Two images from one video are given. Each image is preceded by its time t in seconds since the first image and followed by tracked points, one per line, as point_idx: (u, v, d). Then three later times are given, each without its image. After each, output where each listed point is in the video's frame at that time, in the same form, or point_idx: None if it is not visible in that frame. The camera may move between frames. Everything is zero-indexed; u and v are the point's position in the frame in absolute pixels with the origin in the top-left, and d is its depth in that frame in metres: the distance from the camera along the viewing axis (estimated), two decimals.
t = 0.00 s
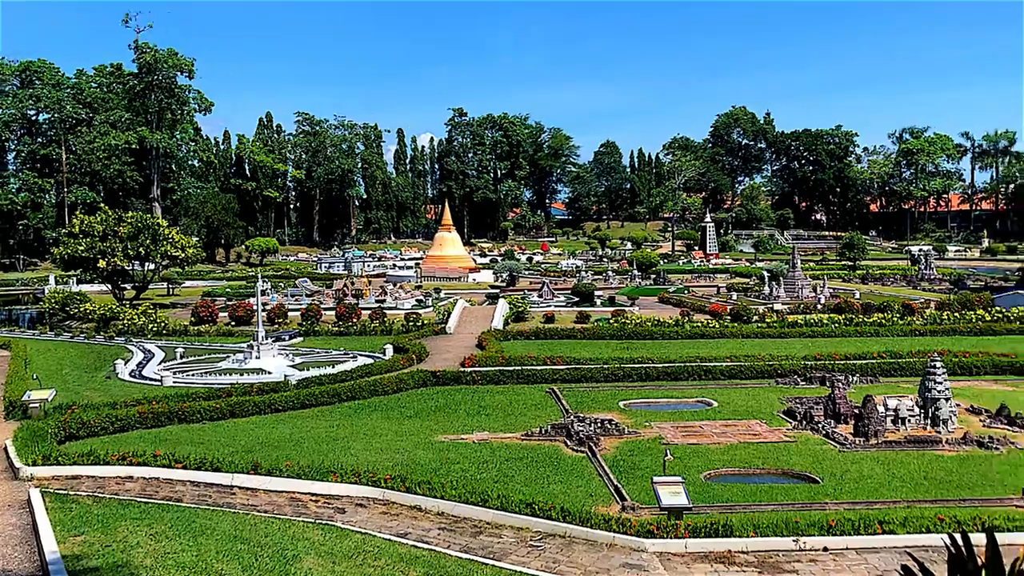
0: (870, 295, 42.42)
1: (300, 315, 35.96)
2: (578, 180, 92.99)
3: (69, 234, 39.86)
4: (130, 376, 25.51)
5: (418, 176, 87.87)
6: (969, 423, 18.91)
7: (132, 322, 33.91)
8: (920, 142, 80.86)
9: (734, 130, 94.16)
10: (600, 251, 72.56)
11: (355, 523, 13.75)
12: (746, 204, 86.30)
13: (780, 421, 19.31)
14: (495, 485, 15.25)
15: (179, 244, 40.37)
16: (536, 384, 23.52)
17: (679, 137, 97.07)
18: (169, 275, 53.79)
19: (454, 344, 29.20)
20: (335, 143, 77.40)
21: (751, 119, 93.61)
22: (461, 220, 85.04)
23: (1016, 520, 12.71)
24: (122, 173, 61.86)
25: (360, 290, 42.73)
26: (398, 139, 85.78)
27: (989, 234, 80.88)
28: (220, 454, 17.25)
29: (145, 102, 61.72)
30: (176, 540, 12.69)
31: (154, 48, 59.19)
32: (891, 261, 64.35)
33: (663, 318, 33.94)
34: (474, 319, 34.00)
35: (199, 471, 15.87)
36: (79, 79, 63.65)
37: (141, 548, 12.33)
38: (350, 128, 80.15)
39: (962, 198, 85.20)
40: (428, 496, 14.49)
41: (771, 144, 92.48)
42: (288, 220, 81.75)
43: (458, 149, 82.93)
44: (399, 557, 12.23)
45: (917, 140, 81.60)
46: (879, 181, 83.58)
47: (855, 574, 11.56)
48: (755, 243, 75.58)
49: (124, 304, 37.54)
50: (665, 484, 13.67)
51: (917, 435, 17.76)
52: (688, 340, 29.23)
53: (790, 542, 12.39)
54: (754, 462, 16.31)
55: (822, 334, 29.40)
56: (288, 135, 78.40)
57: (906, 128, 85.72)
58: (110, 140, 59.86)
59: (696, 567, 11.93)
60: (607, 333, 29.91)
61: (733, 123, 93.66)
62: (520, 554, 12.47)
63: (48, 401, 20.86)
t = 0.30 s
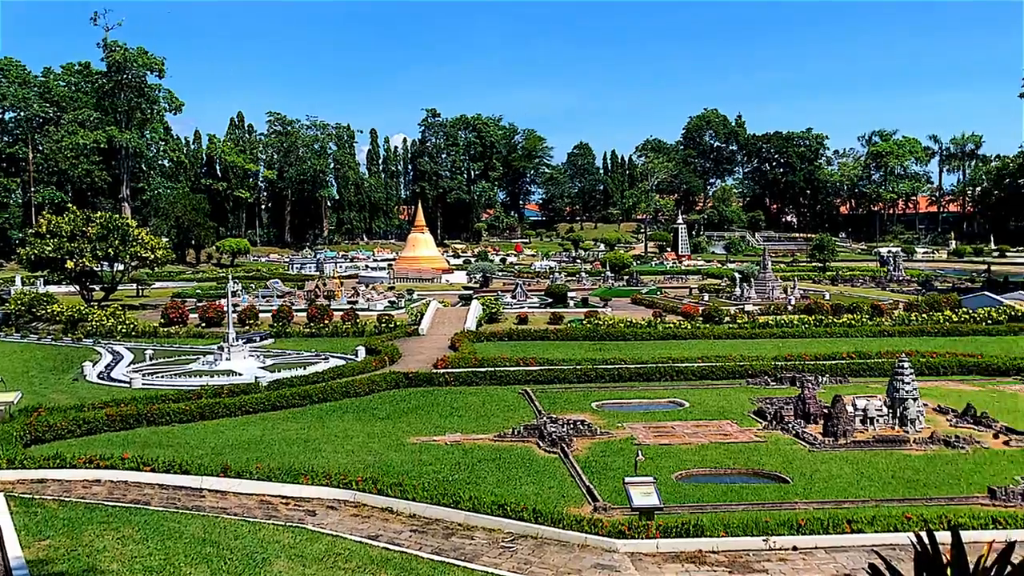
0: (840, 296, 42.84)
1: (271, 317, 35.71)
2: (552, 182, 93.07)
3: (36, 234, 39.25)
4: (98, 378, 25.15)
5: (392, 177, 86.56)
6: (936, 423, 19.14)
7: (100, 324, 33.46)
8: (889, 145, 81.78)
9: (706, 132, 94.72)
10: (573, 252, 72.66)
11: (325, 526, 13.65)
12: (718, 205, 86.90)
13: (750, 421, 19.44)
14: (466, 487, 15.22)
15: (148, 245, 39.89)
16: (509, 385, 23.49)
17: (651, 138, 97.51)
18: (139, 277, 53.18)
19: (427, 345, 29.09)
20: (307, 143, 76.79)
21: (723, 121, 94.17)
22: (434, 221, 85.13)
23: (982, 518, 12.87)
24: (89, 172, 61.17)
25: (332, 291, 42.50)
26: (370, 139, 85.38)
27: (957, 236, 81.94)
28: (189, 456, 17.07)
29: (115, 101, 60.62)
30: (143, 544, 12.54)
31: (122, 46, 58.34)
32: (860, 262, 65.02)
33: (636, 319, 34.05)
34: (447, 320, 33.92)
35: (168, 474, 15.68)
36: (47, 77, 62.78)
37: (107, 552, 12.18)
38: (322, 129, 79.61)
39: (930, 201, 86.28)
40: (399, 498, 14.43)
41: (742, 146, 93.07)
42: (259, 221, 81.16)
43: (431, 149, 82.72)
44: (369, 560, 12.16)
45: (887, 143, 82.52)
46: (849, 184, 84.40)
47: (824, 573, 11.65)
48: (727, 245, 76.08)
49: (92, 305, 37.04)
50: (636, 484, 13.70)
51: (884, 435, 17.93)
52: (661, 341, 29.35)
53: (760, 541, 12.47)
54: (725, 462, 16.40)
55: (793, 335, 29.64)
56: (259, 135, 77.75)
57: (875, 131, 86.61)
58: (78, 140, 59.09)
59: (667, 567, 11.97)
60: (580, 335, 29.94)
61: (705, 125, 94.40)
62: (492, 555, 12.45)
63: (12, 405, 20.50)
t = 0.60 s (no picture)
0: (810, 297, 43.24)
1: (242, 318, 35.44)
2: (526, 183, 93.24)
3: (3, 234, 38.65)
4: (66, 381, 24.85)
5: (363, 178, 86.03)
6: (904, 423, 19.33)
7: (68, 325, 33.01)
8: (859, 148, 82.69)
9: (678, 134, 95.25)
10: (547, 254, 72.72)
11: (296, 529, 13.56)
12: (690, 207, 87.48)
13: (722, 422, 19.57)
14: (439, 489, 15.16)
15: (118, 246, 39.45)
16: (482, 387, 23.46)
17: (624, 140, 97.89)
18: (108, 278, 52.54)
19: (399, 347, 29.00)
20: (278, 143, 76.19)
21: (695, 124, 94.76)
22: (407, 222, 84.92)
23: (949, 516, 13.01)
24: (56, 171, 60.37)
25: (304, 292, 42.26)
26: (343, 139, 84.94)
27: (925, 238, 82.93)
28: (158, 459, 16.88)
29: (83, 100, 60.17)
30: (111, 548, 12.39)
31: (91, 44, 57.71)
32: (830, 263, 65.67)
33: (608, 320, 34.16)
34: (420, 321, 33.84)
35: (137, 477, 15.50)
36: (13, 75, 61.71)
37: (73, 557, 12.01)
38: (294, 129, 79.07)
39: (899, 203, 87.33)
40: (371, 500, 14.35)
41: (714, 149, 93.71)
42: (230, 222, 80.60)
43: (405, 150, 82.45)
44: (340, 562, 12.09)
45: (857, 145, 83.40)
46: (819, 186, 85.23)
47: (794, 572, 11.72)
48: (699, 247, 76.57)
49: (60, 307, 36.54)
50: (608, 485, 13.70)
51: (854, 435, 18.09)
52: (633, 342, 29.47)
53: (730, 541, 12.54)
54: (696, 463, 16.49)
55: (764, 335, 29.87)
56: (231, 135, 77.05)
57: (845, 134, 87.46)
58: (46, 139, 58.27)
59: (638, 567, 12.01)
60: (553, 336, 29.96)
61: (677, 127, 94.89)
62: (464, 557, 12.41)
63: None
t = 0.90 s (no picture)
0: (781, 298, 43.57)
1: (213, 320, 35.13)
2: (499, 185, 93.28)
3: None
4: (32, 383, 24.49)
5: (337, 178, 85.30)
6: (873, 423, 19.53)
7: (34, 327, 32.52)
8: (829, 150, 83.57)
9: (651, 136, 95.69)
10: (521, 255, 72.73)
11: (267, 531, 13.45)
12: (663, 209, 87.95)
13: (693, 422, 19.69)
14: (411, 491, 15.11)
15: (87, 247, 38.93)
16: (455, 388, 23.43)
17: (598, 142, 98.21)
18: (76, 279, 51.86)
19: (371, 348, 28.90)
20: (250, 143, 75.58)
21: (668, 126, 95.32)
22: (380, 224, 85.19)
23: (916, 515, 13.15)
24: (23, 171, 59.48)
25: (276, 293, 41.96)
26: (315, 140, 84.45)
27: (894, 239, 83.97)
28: (126, 463, 16.67)
29: (52, 99, 59.28)
30: (77, 553, 12.23)
31: (60, 43, 57.00)
32: (800, 265, 66.22)
33: (582, 321, 34.27)
34: (393, 323, 33.72)
35: (104, 481, 15.29)
36: None
37: (38, 562, 11.83)
38: (266, 129, 78.50)
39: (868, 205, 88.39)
40: (343, 503, 14.27)
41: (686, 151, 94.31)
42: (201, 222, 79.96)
43: (378, 151, 82.09)
44: (311, 565, 12.01)
45: (827, 148, 84.27)
46: (789, 188, 86.03)
47: (764, 572, 11.81)
48: (671, 248, 76.95)
49: (26, 308, 36.00)
50: (581, 486, 13.72)
51: (823, 434, 18.25)
52: (606, 343, 29.53)
53: (702, 541, 12.60)
54: (669, 463, 16.55)
55: (736, 337, 30.05)
56: (202, 136, 76.34)
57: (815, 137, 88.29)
58: (13, 138, 57.42)
59: (610, 567, 12.04)
60: (527, 338, 29.97)
61: (650, 129, 95.18)
62: (435, 559, 12.37)
63: None
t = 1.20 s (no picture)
0: (752, 299, 43.89)
1: (184, 321, 34.78)
2: (473, 186, 93.23)
3: None
4: None
5: (309, 179, 84.61)
6: (843, 423, 19.72)
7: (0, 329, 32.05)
8: (800, 152, 84.30)
9: (624, 138, 96.06)
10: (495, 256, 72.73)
11: (237, 535, 13.34)
12: (636, 210, 88.29)
13: (666, 422, 19.78)
14: (383, 493, 15.04)
15: (54, 248, 38.40)
16: (428, 390, 23.37)
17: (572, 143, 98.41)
18: (44, 280, 51.16)
19: (344, 350, 28.77)
20: (222, 143, 75.00)
21: (641, 127, 95.81)
22: (353, 224, 84.89)
23: (885, 514, 13.29)
24: None
25: (247, 295, 41.65)
26: (288, 140, 83.87)
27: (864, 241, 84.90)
28: (94, 466, 16.46)
29: (18, 99, 58.04)
30: (43, 558, 12.05)
31: (27, 42, 56.06)
32: (772, 266, 66.78)
33: (555, 322, 34.32)
34: (365, 324, 33.57)
35: (71, 485, 15.10)
36: None
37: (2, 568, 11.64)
38: (238, 129, 77.87)
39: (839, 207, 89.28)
40: (315, 506, 14.17)
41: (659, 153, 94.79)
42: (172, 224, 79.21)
43: (351, 152, 81.68)
44: (282, 568, 11.93)
45: (798, 150, 85.01)
46: (761, 190, 86.70)
47: (734, 571, 11.88)
48: (645, 249, 77.31)
49: None
50: (553, 487, 13.69)
51: (794, 434, 18.39)
52: (580, 344, 29.57)
53: (674, 541, 12.65)
54: (641, 463, 16.61)
55: (708, 337, 30.24)
56: (173, 136, 75.67)
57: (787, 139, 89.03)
58: None
59: (582, 568, 12.05)
60: (500, 339, 29.92)
61: (624, 131, 95.54)
62: (408, 561, 12.33)
63: None
